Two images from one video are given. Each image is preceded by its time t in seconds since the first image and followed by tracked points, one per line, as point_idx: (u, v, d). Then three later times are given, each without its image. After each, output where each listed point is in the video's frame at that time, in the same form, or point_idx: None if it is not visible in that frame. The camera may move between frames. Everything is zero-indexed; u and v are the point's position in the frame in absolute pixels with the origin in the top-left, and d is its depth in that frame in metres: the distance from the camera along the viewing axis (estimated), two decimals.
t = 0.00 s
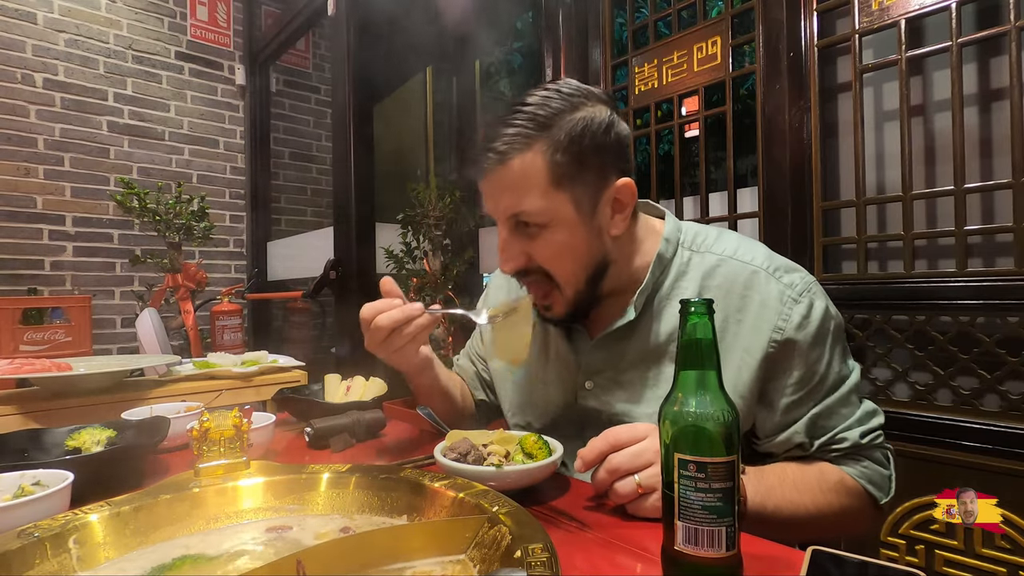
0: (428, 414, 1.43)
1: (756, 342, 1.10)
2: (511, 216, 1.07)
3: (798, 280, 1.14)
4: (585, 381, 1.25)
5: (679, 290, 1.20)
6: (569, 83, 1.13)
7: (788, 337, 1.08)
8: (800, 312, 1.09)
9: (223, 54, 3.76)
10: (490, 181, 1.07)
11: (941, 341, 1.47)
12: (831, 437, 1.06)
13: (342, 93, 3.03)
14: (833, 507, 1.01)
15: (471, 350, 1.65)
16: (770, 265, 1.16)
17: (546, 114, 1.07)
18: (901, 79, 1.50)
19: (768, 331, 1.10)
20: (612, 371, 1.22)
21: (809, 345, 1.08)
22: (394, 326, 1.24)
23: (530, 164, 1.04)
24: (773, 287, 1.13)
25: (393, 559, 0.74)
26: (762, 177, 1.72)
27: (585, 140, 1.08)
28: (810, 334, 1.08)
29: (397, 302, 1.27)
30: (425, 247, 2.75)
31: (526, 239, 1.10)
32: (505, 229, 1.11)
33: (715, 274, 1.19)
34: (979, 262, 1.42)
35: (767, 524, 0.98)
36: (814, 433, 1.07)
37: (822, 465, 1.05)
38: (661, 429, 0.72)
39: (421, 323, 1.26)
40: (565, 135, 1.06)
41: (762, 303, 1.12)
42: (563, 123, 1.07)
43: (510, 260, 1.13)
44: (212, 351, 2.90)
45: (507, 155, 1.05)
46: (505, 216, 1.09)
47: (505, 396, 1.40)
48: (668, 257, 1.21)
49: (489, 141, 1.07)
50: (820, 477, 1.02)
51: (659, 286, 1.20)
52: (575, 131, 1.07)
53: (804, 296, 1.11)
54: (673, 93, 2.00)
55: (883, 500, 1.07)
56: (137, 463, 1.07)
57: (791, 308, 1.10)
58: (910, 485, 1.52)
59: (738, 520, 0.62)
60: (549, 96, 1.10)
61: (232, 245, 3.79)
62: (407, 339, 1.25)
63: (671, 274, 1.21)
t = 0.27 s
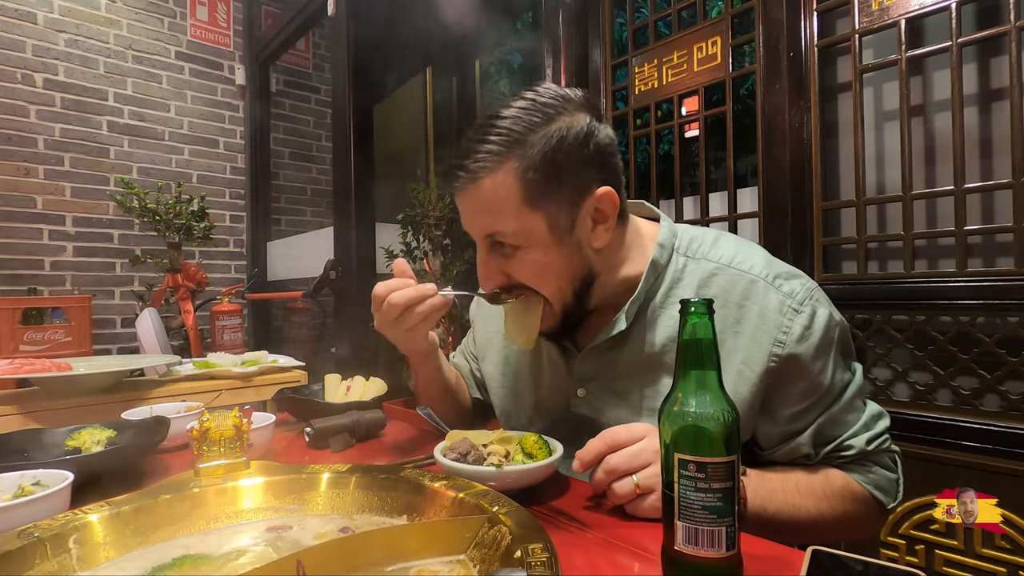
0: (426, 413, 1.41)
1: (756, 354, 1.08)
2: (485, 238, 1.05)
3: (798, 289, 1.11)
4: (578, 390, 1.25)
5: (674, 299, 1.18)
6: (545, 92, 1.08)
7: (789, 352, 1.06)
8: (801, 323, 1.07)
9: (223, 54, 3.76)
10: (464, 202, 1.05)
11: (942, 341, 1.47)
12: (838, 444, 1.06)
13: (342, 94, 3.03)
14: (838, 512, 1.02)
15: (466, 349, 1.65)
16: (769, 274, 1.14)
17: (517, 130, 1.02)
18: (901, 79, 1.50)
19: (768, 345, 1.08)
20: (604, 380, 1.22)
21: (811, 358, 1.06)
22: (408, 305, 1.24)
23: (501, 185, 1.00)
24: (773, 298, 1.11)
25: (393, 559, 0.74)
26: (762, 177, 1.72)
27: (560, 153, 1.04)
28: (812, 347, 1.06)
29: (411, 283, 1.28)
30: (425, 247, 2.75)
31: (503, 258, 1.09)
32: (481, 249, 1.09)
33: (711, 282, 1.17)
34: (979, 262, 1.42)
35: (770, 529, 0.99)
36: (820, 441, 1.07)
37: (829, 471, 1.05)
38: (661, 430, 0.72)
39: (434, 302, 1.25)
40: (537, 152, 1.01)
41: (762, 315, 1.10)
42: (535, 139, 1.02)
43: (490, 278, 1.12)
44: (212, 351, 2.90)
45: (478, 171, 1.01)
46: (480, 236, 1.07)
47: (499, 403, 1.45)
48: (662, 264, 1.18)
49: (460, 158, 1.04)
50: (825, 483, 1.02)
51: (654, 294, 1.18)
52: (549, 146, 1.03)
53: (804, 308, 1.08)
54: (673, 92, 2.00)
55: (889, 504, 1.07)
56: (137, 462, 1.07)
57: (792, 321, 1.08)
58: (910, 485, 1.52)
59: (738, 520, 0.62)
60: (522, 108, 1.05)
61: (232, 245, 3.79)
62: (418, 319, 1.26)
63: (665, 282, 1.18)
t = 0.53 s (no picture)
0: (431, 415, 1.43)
1: (754, 358, 1.08)
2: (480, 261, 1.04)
3: (796, 291, 1.11)
4: (576, 394, 1.25)
5: (671, 302, 1.18)
6: (528, 109, 1.05)
7: (788, 356, 1.06)
8: (800, 326, 1.07)
9: (223, 54, 3.76)
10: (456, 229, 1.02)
11: (942, 341, 1.47)
12: (837, 446, 1.06)
13: (342, 94, 3.04)
14: (838, 513, 1.02)
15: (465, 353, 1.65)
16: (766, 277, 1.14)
17: (503, 152, 1.00)
18: (901, 79, 1.50)
19: (767, 349, 1.07)
20: (602, 383, 1.22)
21: (810, 362, 1.05)
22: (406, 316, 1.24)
23: (491, 212, 0.98)
24: (771, 301, 1.11)
25: (393, 559, 0.74)
26: (762, 177, 1.72)
27: (550, 167, 1.01)
28: (811, 351, 1.06)
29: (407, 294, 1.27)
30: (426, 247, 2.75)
31: (500, 278, 1.07)
32: (476, 270, 1.08)
33: (709, 285, 1.17)
34: (979, 262, 1.42)
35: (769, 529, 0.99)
36: (820, 443, 1.07)
37: (829, 473, 1.05)
38: (661, 430, 0.72)
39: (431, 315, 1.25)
40: (525, 174, 0.99)
41: (760, 318, 1.10)
42: (523, 160, 1.00)
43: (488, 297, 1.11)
44: (212, 351, 2.90)
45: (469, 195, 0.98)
46: (476, 259, 1.05)
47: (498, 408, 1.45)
48: (659, 267, 1.18)
49: (449, 184, 1.01)
50: (825, 485, 1.03)
51: (650, 297, 1.18)
52: (539, 163, 1.00)
53: (803, 311, 1.08)
54: (673, 92, 2.00)
55: (890, 505, 1.07)
56: (137, 463, 1.07)
57: (790, 325, 1.08)
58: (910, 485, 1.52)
59: (738, 520, 0.62)
60: (506, 126, 1.02)
61: (232, 245, 3.79)
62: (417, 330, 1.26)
63: (662, 285, 1.19)
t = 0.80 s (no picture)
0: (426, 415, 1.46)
1: (758, 359, 1.07)
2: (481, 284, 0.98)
3: (798, 289, 1.10)
4: (576, 400, 1.25)
5: (670, 303, 1.17)
6: (507, 119, 0.94)
7: (791, 356, 1.05)
8: (802, 325, 1.06)
9: (223, 54, 3.76)
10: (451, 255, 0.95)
11: (941, 341, 1.47)
12: (841, 443, 1.06)
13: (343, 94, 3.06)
14: (840, 510, 1.03)
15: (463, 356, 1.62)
16: (766, 276, 1.13)
17: (488, 171, 0.90)
18: (901, 80, 1.50)
19: (769, 350, 1.07)
20: (601, 389, 1.22)
21: (813, 361, 1.05)
22: (373, 342, 1.25)
23: (485, 240, 0.91)
24: (772, 300, 1.10)
25: (392, 559, 0.74)
26: (761, 177, 1.73)
27: (540, 179, 0.93)
28: (814, 350, 1.05)
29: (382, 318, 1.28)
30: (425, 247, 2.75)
31: (503, 297, 1.02)
32: (477, 293, 1.02)
33: (709, 285, 1.16)
34: (979, 262, 1.42)
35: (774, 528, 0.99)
36: (823, 441, 1.07)
37: (833, 470, 1.06)
38: (661, 430, 0.72)
39: (400, 341, 1.27)
40: (516, 193, 0.90)
41: (761, 319, 1.09)
42: (511, 179, 0.91)
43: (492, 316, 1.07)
44: (212, 351, 2.90)
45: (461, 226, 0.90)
46: (475, 283, 0.99)
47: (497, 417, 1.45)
48: (657, 269, 1.17)
49: (437, 219, 0.93)
50: (829, 483, 1.03)
51: (649, 299, 1.17)
52: (528, 177, 0.92)
53: (805, 310, 1.07)
54: (673, 92, 2.00)
55: (894, 500, 1.08)
56: (137, 462, 1.07)
57: (793, 324, 1.07)
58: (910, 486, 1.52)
59: (738, 521, 0.62)
60: (488, 142, 0.92)
61: (232, 245, 3.79)
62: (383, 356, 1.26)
63: (661, 287, 1.17)
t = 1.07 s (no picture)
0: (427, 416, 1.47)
1: (744, 366, 1.06)
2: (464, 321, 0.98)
3: (782, 291, 1.09)
4: (565, 411, 1.23)
5: (653, 309, 1.16)
6: (471, 158, 0.96)
7: (778, 361, 1.04)
8: (788, 328, 1.05)
9: (223, 54, 3.76)
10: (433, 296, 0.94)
11: (941, 341, 1.47)
12: (840, 438, 1.05)
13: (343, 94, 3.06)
14: (842, 505, 1.02)
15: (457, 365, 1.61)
16: (749, 279, 1.12)
17: (458, 209, 0.91)
18: (901, 80, 1.50)
19: (756, 355, 1.05)
20: (589, 399, 1.21)
21: (801, 364, 1.03)
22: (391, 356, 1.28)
23: (461, 276, 0.90)
24: (756, 304, 1.08)
25: (392, 559, 0.74)
26: (762, 177, 1.73)
27: (508, 212, 0.93)
28: (802, 353, 1.04)
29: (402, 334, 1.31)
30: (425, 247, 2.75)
31: (488, 331, 1.02)
32: (461, 329, 1.02)
33: (691, 290, 1.15)
34: (979, 262, 1.42)
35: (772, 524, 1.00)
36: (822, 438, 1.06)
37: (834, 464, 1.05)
38: (661, 430, 0.72)
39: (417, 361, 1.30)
40: (488, 229, 0.90)
41: (746, 323, 1.08)
42: (482, 214, 0.91)
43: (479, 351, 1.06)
44: (212, 351, 2.90)
45: (434, 264, 0.90)
46: (460, 320, 0.99)
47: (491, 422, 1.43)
48: (639, 276, 1.16)
49: (409, 260, 0.93)
50: (829, 478, 1.02)
51: (632, 308, 1.16)
52: (497, 211, 0.92)
53: (789, 312, 1.06)
54: (673, 92, 2.00)
55: (899, 490, 1.06)
56: (137, 462, 1.07)
57: (778, 328, 1.06)
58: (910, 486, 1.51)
59: (738, 521, 0.62)
60: (456, 182, 0.92)
61: (232, 245, 3.79)
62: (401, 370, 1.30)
63: (644, 294, 1.16)
